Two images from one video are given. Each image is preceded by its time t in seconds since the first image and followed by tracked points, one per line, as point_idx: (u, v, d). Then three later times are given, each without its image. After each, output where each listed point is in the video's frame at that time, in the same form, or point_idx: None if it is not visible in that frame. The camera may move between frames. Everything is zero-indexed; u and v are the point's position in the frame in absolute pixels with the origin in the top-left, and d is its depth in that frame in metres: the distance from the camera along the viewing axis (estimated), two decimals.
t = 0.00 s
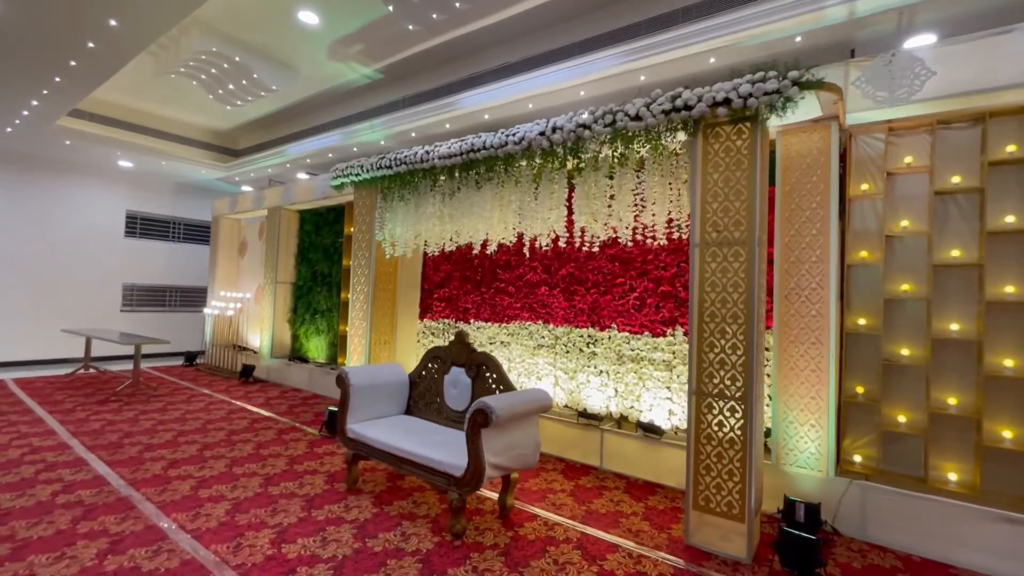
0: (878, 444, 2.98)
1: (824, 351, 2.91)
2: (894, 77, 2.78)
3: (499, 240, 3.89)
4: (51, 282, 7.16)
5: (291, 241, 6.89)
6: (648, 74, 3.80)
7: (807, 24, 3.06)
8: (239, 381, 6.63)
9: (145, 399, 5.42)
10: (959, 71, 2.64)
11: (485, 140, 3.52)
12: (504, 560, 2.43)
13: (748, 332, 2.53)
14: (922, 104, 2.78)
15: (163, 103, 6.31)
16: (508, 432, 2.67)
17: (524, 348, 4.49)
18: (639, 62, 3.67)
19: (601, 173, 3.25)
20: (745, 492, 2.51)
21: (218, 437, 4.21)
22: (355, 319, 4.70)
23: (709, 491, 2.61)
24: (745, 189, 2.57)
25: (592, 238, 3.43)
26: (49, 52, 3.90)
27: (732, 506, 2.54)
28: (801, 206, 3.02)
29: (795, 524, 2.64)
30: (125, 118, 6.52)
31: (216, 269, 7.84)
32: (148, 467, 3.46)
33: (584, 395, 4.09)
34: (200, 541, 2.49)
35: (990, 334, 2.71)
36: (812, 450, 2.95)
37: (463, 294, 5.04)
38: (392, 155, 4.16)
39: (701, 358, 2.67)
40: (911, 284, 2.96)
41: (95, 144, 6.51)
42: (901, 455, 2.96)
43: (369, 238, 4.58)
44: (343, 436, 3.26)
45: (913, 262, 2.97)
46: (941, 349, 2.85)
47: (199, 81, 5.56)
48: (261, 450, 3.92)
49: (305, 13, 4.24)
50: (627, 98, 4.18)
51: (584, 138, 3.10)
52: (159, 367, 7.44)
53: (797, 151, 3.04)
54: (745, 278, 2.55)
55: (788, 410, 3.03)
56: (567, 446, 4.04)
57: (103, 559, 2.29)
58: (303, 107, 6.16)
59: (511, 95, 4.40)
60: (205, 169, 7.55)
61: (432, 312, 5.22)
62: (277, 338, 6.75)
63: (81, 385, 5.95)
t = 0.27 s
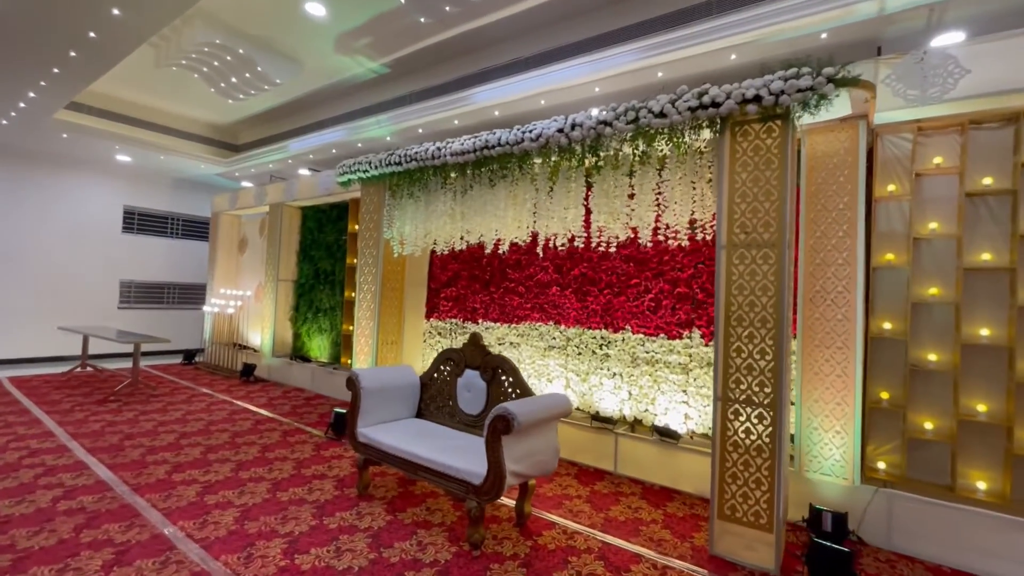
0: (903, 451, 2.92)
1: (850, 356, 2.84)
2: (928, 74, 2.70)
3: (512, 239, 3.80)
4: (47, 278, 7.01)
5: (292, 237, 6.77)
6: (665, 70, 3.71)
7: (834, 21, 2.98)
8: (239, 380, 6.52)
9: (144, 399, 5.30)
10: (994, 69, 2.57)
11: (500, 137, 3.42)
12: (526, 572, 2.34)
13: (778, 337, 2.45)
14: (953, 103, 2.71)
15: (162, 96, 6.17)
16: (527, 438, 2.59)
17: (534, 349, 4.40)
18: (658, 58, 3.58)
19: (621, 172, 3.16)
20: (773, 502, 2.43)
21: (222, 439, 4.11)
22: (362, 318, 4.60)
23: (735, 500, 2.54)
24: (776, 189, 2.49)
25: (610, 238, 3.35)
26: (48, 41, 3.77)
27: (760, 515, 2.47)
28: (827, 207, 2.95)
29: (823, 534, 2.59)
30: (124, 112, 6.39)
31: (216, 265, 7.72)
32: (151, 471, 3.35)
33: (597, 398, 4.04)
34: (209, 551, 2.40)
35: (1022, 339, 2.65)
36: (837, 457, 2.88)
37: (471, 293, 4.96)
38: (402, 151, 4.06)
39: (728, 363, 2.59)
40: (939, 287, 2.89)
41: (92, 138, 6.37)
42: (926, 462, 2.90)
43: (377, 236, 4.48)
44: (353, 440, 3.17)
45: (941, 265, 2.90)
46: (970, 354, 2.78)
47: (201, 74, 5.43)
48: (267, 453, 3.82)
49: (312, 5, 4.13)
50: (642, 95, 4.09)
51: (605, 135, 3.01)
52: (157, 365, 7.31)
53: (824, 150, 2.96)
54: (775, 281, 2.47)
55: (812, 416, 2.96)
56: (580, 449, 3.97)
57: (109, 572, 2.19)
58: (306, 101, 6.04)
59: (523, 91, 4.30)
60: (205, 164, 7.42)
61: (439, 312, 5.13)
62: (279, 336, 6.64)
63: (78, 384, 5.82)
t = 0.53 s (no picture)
0: (919, 453, 2.86)
1: (868, 356, 2.78)
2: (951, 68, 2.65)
3: (517, 236, 3.71)
4: (35, 273, 6.83)
5: (289, 233, 6.64)
6: (675, 63, 3.63)
7: (851, 13, 2.90)
8: (234, 379, 6.38)
9: (136, 398, 5.16)
10: (1018, 64, 2.51)
11: (508, 130, 3.32)
12: None
13: (799, 336, 2.38)
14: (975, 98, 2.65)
15: (155, 88, 6.02)
16: (539, 441, 2.51)
17: (538, 348, 4.32)
18: (669, 50, 3.50)
19: (633, 166, 3.07)
20: (793, 507, 2.36)
21: (217, 440, 3.99)
22: (361, 316, 4.49)
23: (752, 505, 2.47)
24: (797, 184, 2.41)
25: (621, 235, 3.26)
26: (37, 27, 3.62)
27: (778, 521, 2.40)
28: (844, 204, 2.88)
29: (840, 539, 2.52)
30: (116, 103, 6.22)
31: (209, 261, 7.57)
32: (144, 473, 3.24)
33: (603, 397, 3.94)
34: (206, 558, 2.29)
35: None
36: (853, 460, 2.82)
37: (474, 291, 4.86)
38: (404, 145, 3.96)
39: (745, 363, 2.52)
40: (958, 286, 2.83)
41: (83, 130, 6.20)
42: (943, 465, 2.85)
43: (378, 232, 4.37)
44: (355, 442, 3.07)
45: (960, 263, 2.84)
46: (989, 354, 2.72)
47: (196, 64, 5.29)
48: (264, 454, 3.70)
49: None
50: (650, 89, 4.01)
51: (617, 128, 2.92)
52: (149, 363, 7.15)
53: (841, 145, 2.90)
54: (797, 279, 2.40)
55: (828, 418, 2.89)
56: (585, 451, 3.89)
57: None
58: (304, 94, 5.91)
59: (529, 84, 4.20)
60: (199, 158, 7.26)
61: (440, 310, 5.04)
62: (274, 334, 6.51)
63: (67, 382, 5.66)
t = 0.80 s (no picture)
0: (936, 456, 2.78)
1: (886, 356, 2.69)
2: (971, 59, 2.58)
3: (520, 231, 3.59)
4: (15, 269, 6.60)
5: (280, 229, 6.47)
6: (684, 54, 3.54)
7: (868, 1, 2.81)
8: (224, 378, 6.20)
9: (122, 399, 4.97)
10: None
11: (512, 120, 3.19)
12: None
13: (820, 335, 2.28)
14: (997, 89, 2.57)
15: (141, 77, 5.82)
16: (548, 445, 2.39)
17: (540, 347, 4.23)
18: (678, 39, 3.38)
19: (643, 158, 2.95)
20: (813, 514, 2.26)
21: (206, 442, 3.83)
22: (357, 314, 4.34)
23: (769, 511, 2.36)
24: (819, 176, 2.31)
25: (629, 230, 3.15)
26: (14, 8, 3.44)
27: (798, 528, 2.29)
28: (860, 198, 2.79)
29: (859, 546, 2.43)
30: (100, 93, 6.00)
31: (198, 257, 7.37)
32: (128, 478, 3.08)
33: (607, 399, 3.84)
34: (194, 572, 2.14)
35: None
36: (870, 463, 2.73)
37: (473, 288, 4.74)
38: (402, 136, 3.82)
39: (763, 363, 2.41)
40: (977, 284, 2.75)
41: (65, 119, 5.99)
42: (961, 467, 2.77)
43: (375, 227, 4.22)
44: (352, 445, 2.93)
45: (979, 260, 2.76)
46: (1009, 354, 2.65)
47: (183, 52, 5.11)
48: (256, 458, 3.55)
49: None
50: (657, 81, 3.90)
51: (627, 119, 2.81)
52: (135, 362, 6.94)
53: (857, 138, 2.80)
54: (818, 275, 2.29)
55: (844, 420, 2.80)
56: (589, 453, 3.79)
57: None
58: (296, 85, 5.74)
59: (532, 74, 4.08)
60: (187, 150, 7.06)
61: (438, 308, 4.92)
62: (265, 332, 6.34)
63: (49, 382, 5.46)
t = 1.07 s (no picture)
0: (947, 462, 2.72)
1: (899, 361, 2.62)
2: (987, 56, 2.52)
3: (520, 231, 3.48)
4: None
5: (268, 228, 6.30)
6: (688, 50, 3.47)
7: None
8: (209, 382, 6.00)
9: (101, 404, 4.77)
10: None
11: (514, 116, 3.08)
12: None
13: (837, 340, 2.20)
14: (1011, 89, 2.53)
15: (123, 69, 5.60)
16: (555, 455, 2.28)
17: (538, 350, 4.11)
18: (684, 35, 3.30)
19: (649, 157, 2.86)
20: (830, 525, 2.18)
21: (191, 451, 3.66)
22: (349, 317, 4.19)
23: (784, 522, 2.28)
24: (836, 176, 2.23)
25: (634, 231, 3.05)
26: None
27: (814, 540, 2.21)
28: (871, 199, 2.72)
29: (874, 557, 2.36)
30: (80, 86, 5.77)
31: (182, 257, 7.14)
32: (108, 491, 2.91)
33: (609, 405, 3.71)
34: None
35: None
36: (881, 470, 2.66)
37: (468, 290, 4.62)
38: (398, 132, 3.68)
39: (777, 369, 2.33)
40: (989, 287, 2.70)
41: (41, 112, 5.74)
42: (972, 474, 2.71)
43: (368, 226, 4.07)
44: (346, 455, 2.80)
45: (991, 263, 2.70)
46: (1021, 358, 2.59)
47: (167, 43, 4.91)
48: (244, 467, 3.39)
49: None
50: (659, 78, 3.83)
51: (635, 115, 2.71)
52: (116, 365, 6.69)
53: (868, 137, 2.74)
54: (835, 277, 2.22)
55: (855, 426, 2.73)
56: (590, 459, 3.69)
57: None
58: (285, 80, 5.57)
59: (531, 70, 3.97)
60: (171, 146, 6.84)
61: (432, 310, 4.79)
62: (253, 334, 6.15)
63: (24, 387, 5.22)
